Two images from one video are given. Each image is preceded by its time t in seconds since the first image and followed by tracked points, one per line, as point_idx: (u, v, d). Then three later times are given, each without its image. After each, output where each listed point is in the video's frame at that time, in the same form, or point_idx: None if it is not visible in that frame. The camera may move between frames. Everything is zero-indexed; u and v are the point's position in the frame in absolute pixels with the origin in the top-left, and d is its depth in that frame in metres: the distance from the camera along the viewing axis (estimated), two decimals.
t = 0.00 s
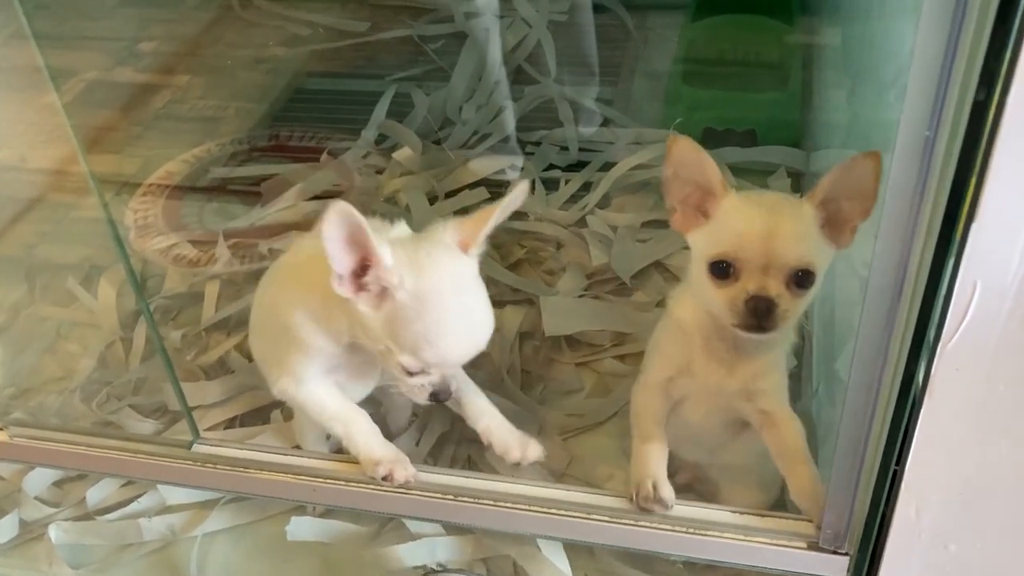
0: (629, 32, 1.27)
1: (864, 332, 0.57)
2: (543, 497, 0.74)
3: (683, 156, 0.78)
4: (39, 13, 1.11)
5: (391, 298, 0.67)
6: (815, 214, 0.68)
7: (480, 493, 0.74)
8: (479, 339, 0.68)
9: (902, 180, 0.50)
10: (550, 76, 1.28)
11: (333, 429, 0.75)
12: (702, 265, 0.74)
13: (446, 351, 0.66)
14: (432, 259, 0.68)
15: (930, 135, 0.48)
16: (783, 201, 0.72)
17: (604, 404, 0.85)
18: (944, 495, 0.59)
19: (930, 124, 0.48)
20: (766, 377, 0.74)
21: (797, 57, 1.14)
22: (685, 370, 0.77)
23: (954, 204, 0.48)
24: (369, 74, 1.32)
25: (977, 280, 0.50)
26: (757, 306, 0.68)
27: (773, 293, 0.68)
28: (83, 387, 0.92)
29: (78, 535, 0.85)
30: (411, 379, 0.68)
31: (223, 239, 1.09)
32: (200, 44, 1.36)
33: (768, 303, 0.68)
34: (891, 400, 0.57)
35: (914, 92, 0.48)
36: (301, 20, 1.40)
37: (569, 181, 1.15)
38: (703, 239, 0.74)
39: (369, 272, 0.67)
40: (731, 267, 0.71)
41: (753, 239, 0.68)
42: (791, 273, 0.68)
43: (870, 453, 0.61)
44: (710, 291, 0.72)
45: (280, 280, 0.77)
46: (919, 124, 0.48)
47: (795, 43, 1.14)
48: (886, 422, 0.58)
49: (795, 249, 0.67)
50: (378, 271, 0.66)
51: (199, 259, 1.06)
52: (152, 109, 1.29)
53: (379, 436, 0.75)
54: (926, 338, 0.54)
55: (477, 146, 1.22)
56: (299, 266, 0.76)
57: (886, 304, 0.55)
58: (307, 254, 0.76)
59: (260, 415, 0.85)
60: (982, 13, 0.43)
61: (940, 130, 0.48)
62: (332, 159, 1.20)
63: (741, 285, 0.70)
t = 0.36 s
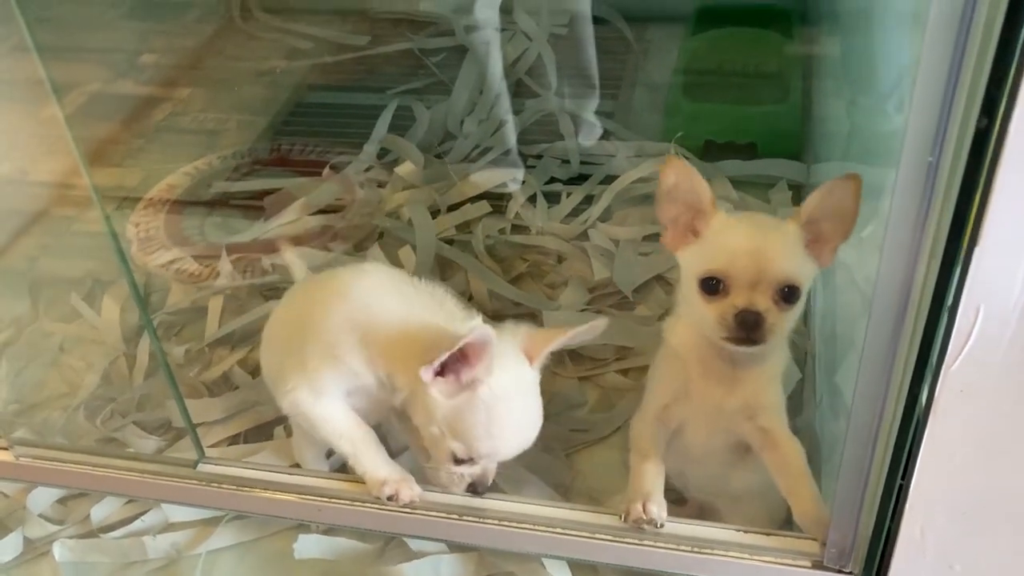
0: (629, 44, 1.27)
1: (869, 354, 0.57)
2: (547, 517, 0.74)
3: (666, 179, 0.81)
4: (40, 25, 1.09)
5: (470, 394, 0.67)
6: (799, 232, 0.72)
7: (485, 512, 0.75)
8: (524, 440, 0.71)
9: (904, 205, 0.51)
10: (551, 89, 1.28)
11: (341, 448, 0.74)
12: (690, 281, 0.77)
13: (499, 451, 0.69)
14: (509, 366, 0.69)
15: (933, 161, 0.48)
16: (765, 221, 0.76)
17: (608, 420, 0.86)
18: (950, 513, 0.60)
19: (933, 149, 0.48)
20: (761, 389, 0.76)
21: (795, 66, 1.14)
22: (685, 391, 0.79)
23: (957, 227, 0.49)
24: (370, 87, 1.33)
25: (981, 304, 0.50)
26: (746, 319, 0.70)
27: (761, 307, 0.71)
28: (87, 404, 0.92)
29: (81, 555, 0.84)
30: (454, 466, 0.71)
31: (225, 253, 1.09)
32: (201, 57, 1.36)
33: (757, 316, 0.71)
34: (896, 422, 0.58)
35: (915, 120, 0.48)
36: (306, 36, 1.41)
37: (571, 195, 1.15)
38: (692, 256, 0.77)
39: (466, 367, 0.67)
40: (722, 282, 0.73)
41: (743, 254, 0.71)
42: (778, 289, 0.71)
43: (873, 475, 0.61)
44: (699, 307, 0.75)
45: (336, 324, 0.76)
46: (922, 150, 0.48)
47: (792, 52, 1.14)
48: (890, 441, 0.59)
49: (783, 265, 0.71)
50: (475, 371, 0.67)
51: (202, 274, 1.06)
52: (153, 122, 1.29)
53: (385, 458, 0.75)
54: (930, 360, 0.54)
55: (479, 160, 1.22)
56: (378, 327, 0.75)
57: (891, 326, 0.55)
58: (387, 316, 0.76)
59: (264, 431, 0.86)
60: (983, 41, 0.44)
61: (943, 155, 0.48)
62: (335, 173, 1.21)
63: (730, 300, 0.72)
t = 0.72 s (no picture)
0: (630, 59, 1.26)
1: (876, 382, 0.58)
2: (553, 543, 0.74)
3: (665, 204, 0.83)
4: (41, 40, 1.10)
5: (473, 416, 0.68)
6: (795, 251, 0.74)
7: (491, 540, 0.75)
8: (531, 453, 0.72)
9: (911, 238, 0.52)
10: (553, 105, 1.28)
11: (347, 470, 0.74)
12: (690, 298, 0.77)
13: (506, 466, 0.70)
14: (505, 382, 0.70)
15: (939, 198, 0.50)
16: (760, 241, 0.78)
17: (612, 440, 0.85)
18: (958, 544, 0.60)
19: (940, 184, 0.49)
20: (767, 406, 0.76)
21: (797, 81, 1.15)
22: (687, 413, 0.78)
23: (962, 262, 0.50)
24: (373, 103, 1.34)
25: (985, 337, 0.51)
26: (747, 328, 0.71)
27: (761, 318, 0.72)
28: (92, 424, 0.92)
29: None
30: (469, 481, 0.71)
31: (229, 272, 1.09)
32: (204, 72, 1.39)
33: (756, 326, 0.71)
34: (902, 451, 0.58)
35: (922, 155, 0.50)
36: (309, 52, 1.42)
37: (573, 212, 1.15)
38: (691, 274, 0.78)
39: (465, 394, 0.68)
40: (722, 294, 0.74)
41: (742, 268, 0.73)
42: (777, 301, 0.72)
43: (880, 503, 0.62)
44: (699, 320, 0.75)
45: (342, 351, 0.76)
46: (928, 184, 0.50)
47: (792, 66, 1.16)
48: (896, 470, 0.59)
49: (781, 280, 0.72)
50: (475, 395, 0.68)
51: (207, 294, 1.07)
52: (156, 138, 1.30)
53: (391, 480, 0.75)
54: (934, 392, 0.54)
55: (482, 177, 1.22)
56: (383, 353, 0.76)
57: (897, 356, 0.56)
58: (390, 340, 0.76)
59: (267, 454, 0.85)
60: (986, 82, 0.45)
61: (948, 191, 0.49)
62: (339, 191, 1.21)
63: (731, 311, 0.73)
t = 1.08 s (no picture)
0: (633, 70, 1.26)
1: (884, 404, 0.59)
2: (560, 562, 0.74)
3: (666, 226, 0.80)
4: (47, 51, 1.12)
5: (469, 462, 0.68)
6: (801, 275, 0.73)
7: (499, 558, 0.74)
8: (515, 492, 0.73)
9: (920, 261, 0.53)
10: (556, 117, 1.28)
11: (347, 492, 0.75)
12: (694, 325, 0.76)
13: (493, 506, 0.71)
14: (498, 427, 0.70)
15: (947, 220, 0.50)
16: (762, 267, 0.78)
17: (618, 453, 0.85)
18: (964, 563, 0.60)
19: (948, 205, 0.50)
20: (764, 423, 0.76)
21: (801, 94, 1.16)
22: (689, 437, 0.78)
23: (971, 284, 0.50)
24: (378, 114, 1.34)
25: (993, 359, 0.51)
26: (753, 363, 0.70)
27: (767, 352, 0.71)
28: (98, 438, 0.92)
29: None
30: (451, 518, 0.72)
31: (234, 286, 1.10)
32: (209, 83, 1.41)
33: (762, 361, 0.71)
34: (909, 472, 0.59)
35: (930, 178, 0.51)
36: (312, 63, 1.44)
37: (577, 225, 1.15)
38: (695, 302, 0.76)
39: (465, 442, 0.66)
40: (728, 326, 0.73)
41: (749, 300, 0.71)
42: (781, 333, 0.71)
43: (887, 523, 0.62)
44: (704, 352, 0.74)
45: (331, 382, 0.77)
46: (936, 208, 0.51)
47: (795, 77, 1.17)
48: (904, 491, 0.59)
49: (786, 312, 0.71)
50: (477, 443, 0.67)
51: (213, 306, 1.07)
52: (160, 149, 1.31)
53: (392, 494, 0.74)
54: (943, 413, 0.55)
55: (486, 189, 1.22)
56: (371, 387, 0.76)
57: (905, 377, 0.57)
58: (382, 372, 0.77)
59: (272, 468, 0.86)
60: (994, 109, 0.46)
61: (956, 214, 0.50)
62: (344, 204, 1.21)
63: (735, 344, 0.72)
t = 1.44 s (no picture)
0: (637, 77, 1.26)
1: (890, 412, 0.59)
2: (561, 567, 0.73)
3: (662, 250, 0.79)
4: (53, 57, 1.12)
5: (514, 476, 0.74)
6: (796, 308, 0.72)
7: (500, 564, 0.73)
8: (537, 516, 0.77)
9: (926, 268, 0.53)
10: (560, 123, 1.28)
11: (352, 506, 0.76)
12: (686, 353, 0.75)
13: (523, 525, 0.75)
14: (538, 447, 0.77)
15: (954, 227, 0.50)
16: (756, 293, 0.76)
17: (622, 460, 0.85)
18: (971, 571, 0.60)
19: (955, 212, 0.50)
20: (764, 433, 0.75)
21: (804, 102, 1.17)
22: (679, 448, 0.77)
23: (979, 292, 0.50)
24: (383, 120, 1.34)
25: (1000, 366, 0.51)
26: (745, 407, 0.70)
27: (759, 394, 0.71)
28: (103, 444, 0.92)
29: None
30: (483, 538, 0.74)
31: (238, 291, 1.10)
32: (214, 89, 1.41)
33: (753, 405, 0.71)
34: (916, 480, 0.58)
35: (937, 185, 0.51)
36: (316, 70, 1.45)
37: (581, 231, 1.15)
38: (689, 330, 0.75)
39: (512, 453, 0.73)
40: (721, 363, 0.72)
41: (743, 338, 0.71)
42: (773, 374, 0.71)
43: (894, 531, 0.62)
44: (695, 384, 0.74)
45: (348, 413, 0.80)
46: (943, 215, 0.51)
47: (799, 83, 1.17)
48: (911, 498, 0.59)
49: (780, 353, 0.71)
50: (522, 457, 0.73)
51: (218, 312, 1.07)
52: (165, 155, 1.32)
53: (396, 504, 0.76)
54: (949, 420, 0.55)
55: (490, 195, 1.23)
56: (393, 420, 0.80)
57: (911, 384, 0.56)
58: (399, 401, 0.81)
59: (274, 475, 0.85)
60: (1002, 118, 0.46)
61: (963, 221, 0.50)
62: (348, 210, 1.21)
63: (728, 383, 0.72)
